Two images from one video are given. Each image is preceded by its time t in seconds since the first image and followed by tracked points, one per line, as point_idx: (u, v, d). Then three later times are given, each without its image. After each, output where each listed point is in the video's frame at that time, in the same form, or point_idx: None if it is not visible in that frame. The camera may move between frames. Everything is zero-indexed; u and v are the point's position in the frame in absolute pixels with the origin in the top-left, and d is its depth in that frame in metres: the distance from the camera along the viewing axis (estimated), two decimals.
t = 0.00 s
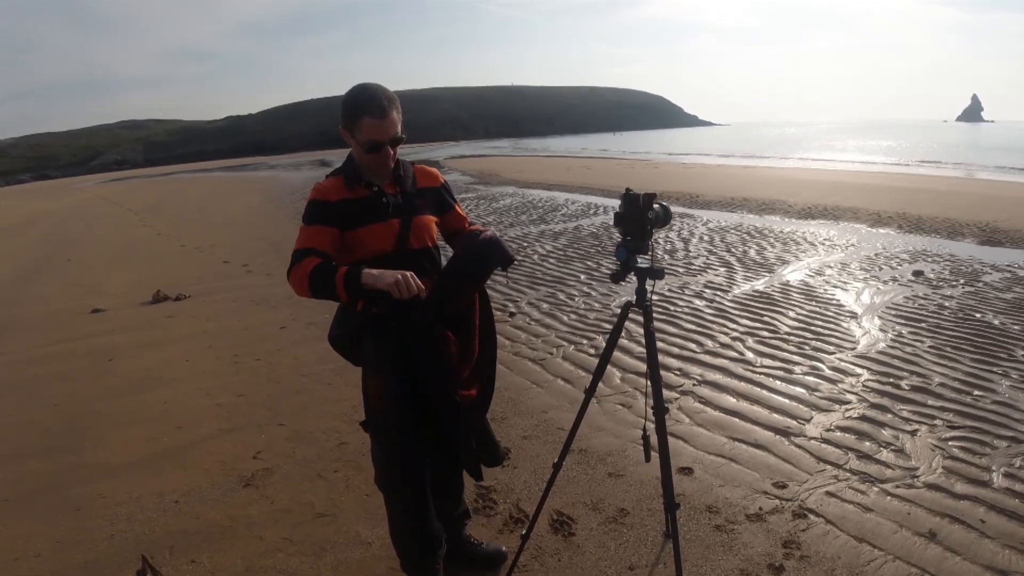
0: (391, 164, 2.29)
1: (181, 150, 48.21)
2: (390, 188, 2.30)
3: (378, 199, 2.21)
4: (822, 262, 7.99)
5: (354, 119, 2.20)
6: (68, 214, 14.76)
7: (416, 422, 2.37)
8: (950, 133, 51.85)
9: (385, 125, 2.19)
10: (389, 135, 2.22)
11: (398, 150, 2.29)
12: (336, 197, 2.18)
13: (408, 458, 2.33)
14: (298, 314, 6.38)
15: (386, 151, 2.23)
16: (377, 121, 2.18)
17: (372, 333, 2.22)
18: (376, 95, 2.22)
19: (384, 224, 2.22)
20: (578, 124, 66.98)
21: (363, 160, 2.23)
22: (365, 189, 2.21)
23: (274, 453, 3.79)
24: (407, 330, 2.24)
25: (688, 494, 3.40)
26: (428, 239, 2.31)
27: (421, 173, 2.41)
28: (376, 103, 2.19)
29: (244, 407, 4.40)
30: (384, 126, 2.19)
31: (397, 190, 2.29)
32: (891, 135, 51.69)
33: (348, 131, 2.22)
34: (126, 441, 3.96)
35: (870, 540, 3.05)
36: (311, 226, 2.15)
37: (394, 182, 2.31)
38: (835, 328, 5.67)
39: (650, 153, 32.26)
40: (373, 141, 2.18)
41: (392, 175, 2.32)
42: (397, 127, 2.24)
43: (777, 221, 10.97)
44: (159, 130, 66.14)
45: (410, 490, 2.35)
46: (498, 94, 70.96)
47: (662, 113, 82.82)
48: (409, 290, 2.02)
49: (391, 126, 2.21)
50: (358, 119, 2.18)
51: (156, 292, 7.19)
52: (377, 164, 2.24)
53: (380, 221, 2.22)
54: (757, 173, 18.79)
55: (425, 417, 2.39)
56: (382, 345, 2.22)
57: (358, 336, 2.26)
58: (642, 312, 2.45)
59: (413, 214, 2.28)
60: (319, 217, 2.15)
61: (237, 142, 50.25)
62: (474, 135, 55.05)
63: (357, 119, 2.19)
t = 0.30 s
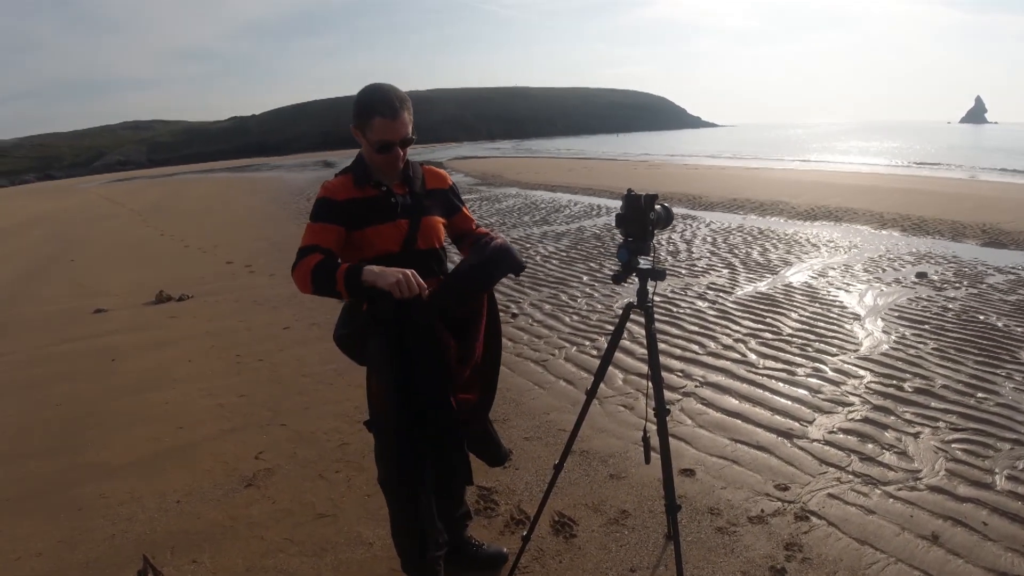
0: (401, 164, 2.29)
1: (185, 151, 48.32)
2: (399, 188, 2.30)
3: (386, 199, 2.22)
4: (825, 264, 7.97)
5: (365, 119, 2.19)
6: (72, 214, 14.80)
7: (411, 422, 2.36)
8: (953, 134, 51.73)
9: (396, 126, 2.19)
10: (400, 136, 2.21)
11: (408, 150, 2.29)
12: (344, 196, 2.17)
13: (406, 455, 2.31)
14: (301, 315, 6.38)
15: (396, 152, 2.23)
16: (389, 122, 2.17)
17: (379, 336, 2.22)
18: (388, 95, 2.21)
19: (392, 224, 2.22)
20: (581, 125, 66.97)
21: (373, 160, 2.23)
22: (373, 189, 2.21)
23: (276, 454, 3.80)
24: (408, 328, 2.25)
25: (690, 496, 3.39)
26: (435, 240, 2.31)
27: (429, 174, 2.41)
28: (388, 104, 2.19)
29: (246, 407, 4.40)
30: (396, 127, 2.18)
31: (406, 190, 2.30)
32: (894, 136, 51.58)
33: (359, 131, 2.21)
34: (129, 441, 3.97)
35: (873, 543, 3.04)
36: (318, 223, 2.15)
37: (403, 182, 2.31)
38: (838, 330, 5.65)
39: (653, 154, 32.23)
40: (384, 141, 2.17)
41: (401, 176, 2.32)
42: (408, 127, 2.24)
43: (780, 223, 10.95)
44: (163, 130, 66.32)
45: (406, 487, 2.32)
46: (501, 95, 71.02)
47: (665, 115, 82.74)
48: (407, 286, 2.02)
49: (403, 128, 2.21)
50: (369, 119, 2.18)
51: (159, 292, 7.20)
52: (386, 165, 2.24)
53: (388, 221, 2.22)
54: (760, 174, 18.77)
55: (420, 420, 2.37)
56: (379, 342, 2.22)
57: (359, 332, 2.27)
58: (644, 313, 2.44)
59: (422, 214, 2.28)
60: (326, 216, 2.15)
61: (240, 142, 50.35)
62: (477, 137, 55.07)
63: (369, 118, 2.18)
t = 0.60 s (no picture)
0: (417, 165, 2.29)
1: (188, 151, 48.44)
2: (414, 189, 2.31)
3: (401, 198, 2.22)
4: (827, 265, 7.95)
5: (384, 118, 2.20)
6: (76, 214, 14.83)
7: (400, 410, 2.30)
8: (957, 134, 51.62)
9: (415, 127, 2.18)
10: (420, 136, 2.21)
11: (426, 152, 2.29)
12: (357, 191, 2.19)
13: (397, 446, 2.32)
14: (302, 315, 6.40)
15: (414, 152, 2.22)
16: (408, 123, 2.17)
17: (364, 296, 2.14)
18: (411, 95, 2.20)
19: (405, 224, 2.21)
20: (584, 126, 66.97)
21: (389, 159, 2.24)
22: (388, 188, 2.22)
23: (277, 454, 3.80)
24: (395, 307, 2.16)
25: (691, 498, 3.39)
26: (445, 242, 2.30)
27: (445, 178, 2.43)
28: (409, 104, 2.18)
29: (247, 407, 4.41)
30: (416, 126, 2.18)
31: (422, 192, 2.31)
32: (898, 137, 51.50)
33: (379, 128, 2.22)
34: (131, 440, 3.99)
35: (874, 544, 3.03)
36: (326, 215, 2.15)
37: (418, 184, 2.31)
38: (841, 331, 5.65)
39: (656, 155, 32.22)
40: (403, 141, 2.17)
41: (417, 177, 2.33)
42: (427, 129, 2.24)
43: (783, 224, 10.94)
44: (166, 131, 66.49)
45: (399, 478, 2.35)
46: (503, 96, 71.08)
47: (668, 115, 82.68)
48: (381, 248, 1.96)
49: (423, 128, 2.21)
50: (388, 118, 2.18)
51: (161, 293, 7.22)
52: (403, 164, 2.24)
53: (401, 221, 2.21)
54: (763, 176, 18.75)
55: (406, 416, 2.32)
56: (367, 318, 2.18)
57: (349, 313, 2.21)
58: (644, 314, 2.44)
59: (435, 216, 2.28)
60: (337, 210, 2.17)
61: (243, 143, 50.45)
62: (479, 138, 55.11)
63: (388, 117, 2.19)
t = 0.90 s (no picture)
0: (429, 161, 2.26)
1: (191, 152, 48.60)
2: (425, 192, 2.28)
3: (412, 199, 2.18)
4: (830, 267, 7.95)
5: (394, 109, 2.20)
6: (80, 215, 14.90)
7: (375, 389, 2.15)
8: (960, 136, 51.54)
9: (426, 123, 2.18)
10: (430, 125, 2.20)
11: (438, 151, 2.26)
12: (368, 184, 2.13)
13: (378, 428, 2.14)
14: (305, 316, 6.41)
15: (424, 142, 2.20)
16: (420, 120, 2.16)
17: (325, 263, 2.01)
18: (426, 93, 2.20)
19: (414, 226, 2.19)
20: (586, 127, 67.02)
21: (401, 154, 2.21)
22: (401, 186, 2.16)
23: (280, 455, 3.81)
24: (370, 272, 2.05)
25: (693, 499, 3.39)
26: (449, 248, 2.29)
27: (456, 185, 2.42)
28: (422, 100, 2.18)
29: (250, 408, 4.42)
30: (425, 113, 2.17)
31: (433, 196, 2.29)
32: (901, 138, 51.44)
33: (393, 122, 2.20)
34: (134, 441, 4.00)
35: (876, 546, 3.03)
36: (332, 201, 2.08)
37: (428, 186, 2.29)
38: (843, 333, 5.64)
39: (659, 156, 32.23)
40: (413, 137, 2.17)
41: (429, 178, 2.31)
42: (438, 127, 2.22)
43: (786, 225, 10.95)
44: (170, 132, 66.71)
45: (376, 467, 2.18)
46: (506, 97, 71.18)
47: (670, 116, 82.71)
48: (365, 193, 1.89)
49: (433, 116, 2.20)
50: (398, 106, 2.19)
51: (165, 293, 7.25)
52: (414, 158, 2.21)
53: (409, 222, 2.18)
54: (766, 177, 18.76)
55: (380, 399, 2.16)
56: (337, 288, 2.04)
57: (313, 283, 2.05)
58: (647, 316, 2.45)
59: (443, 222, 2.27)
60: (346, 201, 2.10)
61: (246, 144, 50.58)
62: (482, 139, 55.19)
63: (398, 106, 2.19)
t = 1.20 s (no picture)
0: (405, 165, 2.21)
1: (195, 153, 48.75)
2: (401, 201, 2.23)
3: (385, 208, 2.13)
4: (834, 268, 7.93)
5: (366, 105, 2.14)
6: (86, 215, 14.97)
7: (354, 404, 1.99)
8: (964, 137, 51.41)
9: (398, 117, 2.11)
10: (403, 122, 2.13)
11: (414, 150, 2.19)
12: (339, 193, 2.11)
13: (365, 451, 1.94)
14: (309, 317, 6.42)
15: (398, 140, 2.13)
16: (392, 112, 2.11)
17: (312, 261, 1.93)
18: (397, 88, 2.14)
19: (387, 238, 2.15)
20: (589, 128, 67.04)
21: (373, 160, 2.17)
22: (373, 195, 2.13)
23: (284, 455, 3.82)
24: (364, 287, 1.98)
25: (696, 501, 3.38)
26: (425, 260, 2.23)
27: (436, 194, 2.35)
28: (393, 95, 2.12)
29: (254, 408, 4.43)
30: (396, 112, 2.11)
31: (408, 205, 2.23)
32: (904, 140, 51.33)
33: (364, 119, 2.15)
34: (138, 441, 4.01)
35: (879, 548, 3.03)
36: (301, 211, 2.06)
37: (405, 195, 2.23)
38: (847, 335, 5.63)
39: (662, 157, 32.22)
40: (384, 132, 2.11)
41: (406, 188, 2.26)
42: (412, 120, 2.15)
43: (790, 227, 10.94)
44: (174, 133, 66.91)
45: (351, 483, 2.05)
46: (509, 98, 71.26)
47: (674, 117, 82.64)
48: (356, 206, 1.81)
49: (408, 112, 2.13)
50: (371, 101, 2.13)
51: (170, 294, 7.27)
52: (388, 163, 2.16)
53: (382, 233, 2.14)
54: (770, 178, 18.76)
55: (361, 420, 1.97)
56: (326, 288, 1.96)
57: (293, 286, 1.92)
58: (650, 318, 2.44)
59: (418, 233, 2.23)
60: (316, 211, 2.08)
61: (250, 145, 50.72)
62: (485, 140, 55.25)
63: (370, 101, 2.13)
